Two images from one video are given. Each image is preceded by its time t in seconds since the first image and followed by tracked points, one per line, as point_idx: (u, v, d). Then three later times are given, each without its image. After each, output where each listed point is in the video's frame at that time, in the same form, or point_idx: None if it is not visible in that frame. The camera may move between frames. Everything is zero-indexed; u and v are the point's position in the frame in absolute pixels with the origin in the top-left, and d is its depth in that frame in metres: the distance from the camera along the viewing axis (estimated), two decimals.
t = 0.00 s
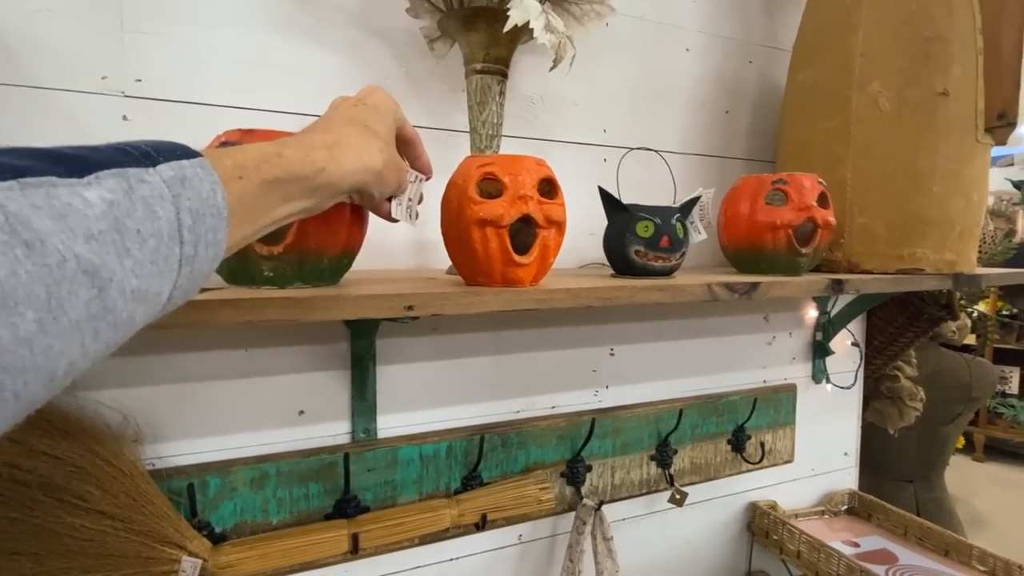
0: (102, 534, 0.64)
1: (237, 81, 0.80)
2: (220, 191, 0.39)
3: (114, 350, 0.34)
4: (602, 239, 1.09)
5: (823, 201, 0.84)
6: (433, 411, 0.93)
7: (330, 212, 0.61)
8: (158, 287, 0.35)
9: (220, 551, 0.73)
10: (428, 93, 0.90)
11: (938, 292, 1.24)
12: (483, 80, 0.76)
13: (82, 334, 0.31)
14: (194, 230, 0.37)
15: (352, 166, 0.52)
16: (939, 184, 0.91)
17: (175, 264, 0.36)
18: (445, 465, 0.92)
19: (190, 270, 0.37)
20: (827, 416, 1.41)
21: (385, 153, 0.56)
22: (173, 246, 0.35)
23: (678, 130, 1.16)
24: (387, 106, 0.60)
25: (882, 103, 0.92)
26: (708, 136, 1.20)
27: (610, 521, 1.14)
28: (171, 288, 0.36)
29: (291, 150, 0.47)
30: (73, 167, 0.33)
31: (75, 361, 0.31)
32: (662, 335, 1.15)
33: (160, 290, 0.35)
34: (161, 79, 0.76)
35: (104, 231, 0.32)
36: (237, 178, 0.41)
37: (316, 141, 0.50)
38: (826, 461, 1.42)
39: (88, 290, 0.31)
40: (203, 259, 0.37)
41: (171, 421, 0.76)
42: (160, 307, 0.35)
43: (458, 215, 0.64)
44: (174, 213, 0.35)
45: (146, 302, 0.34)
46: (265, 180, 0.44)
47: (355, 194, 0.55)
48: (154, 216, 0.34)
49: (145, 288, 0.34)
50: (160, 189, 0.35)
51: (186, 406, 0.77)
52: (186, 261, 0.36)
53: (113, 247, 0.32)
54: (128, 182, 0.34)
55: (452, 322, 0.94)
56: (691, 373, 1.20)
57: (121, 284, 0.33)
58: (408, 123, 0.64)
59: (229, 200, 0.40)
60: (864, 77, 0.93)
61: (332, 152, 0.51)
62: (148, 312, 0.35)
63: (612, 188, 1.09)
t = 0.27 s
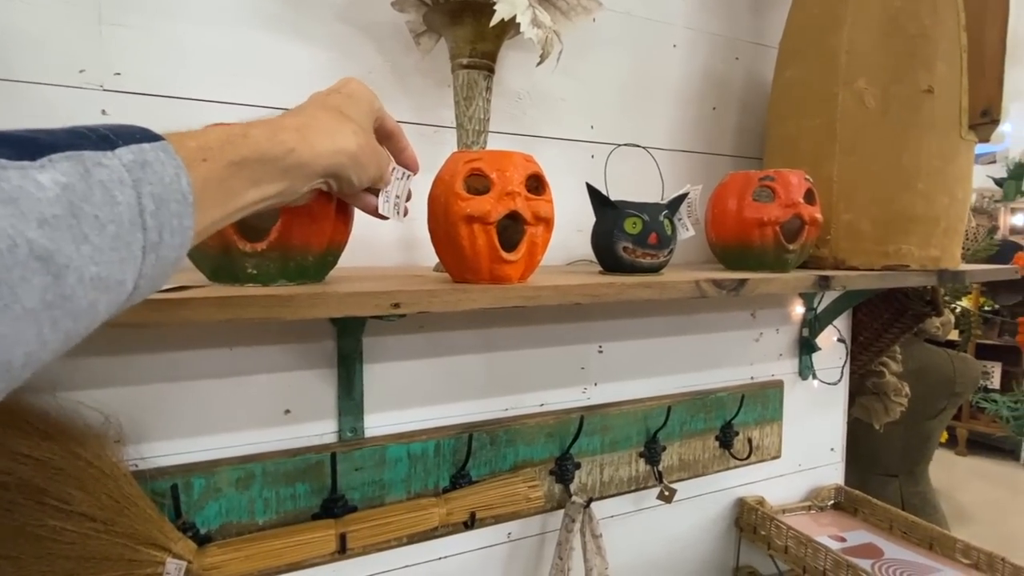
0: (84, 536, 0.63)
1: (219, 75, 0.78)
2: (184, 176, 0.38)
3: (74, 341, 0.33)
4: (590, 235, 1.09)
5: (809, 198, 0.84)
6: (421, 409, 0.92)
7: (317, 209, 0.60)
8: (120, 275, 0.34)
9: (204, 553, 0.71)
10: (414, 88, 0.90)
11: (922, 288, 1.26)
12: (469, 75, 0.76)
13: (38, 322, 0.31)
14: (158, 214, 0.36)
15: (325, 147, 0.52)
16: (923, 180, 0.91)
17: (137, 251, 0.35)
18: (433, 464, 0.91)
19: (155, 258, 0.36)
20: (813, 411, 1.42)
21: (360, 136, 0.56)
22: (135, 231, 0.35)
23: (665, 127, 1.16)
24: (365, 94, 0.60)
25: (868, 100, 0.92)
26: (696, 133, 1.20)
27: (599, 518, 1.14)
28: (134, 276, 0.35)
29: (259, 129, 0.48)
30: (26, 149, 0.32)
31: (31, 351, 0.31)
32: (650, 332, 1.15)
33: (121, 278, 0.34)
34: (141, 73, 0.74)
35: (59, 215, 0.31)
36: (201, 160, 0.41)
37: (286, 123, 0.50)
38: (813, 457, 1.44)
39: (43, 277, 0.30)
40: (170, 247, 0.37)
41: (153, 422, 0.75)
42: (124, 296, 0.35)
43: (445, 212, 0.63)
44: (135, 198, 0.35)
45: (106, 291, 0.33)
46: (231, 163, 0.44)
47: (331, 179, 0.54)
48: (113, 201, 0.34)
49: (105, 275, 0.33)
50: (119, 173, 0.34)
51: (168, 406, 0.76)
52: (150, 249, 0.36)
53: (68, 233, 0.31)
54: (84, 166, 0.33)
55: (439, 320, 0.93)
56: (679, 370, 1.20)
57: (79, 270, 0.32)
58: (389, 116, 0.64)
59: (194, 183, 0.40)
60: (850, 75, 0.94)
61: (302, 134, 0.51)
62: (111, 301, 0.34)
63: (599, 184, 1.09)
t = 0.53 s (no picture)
0: (47, 543, 0.61)
1: (188, 66, 0.76)
2: (131, 161, 0.38)
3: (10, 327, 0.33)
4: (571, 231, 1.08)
5: (789, 193, 0.84)
6: (400, 408, 0.91)
7: (285, 203, 0.58)
8: (61, 263, 0.34)
9: (175, 558, 0.70)
10: (391, 82, 0.88)
11: (898, 283, 1.27)
12: (447, 68, 0.74)
13: None
14: (101, 199, 0.36)
15: (289, 135, 0.50)
16: (900, 176, 0.92)
17: (76, 236, 0.35)
18: (412, 463, 0.90)
19: (96, 243, 0.36)
20: (792, 405, 1.43)
21: (327, 125, 0.54)
22: (74, 217, 0.34)
23: (646, 123, 1.16)
24: (338, 82, 0.58)
25: (846, 96, 0.93)
26: (676, 128, 1.20)
27: (581, 515, 1.14)
28: (74, 262, 0.35)
29: (219, 114, 0.47)
30: None
31: None
32: (631, 328, 1.15)
33: (59, 264, 0.34)
34: (105, 64, 0.72)
35: None
36: (152, 143, 0.41)
37: (250, 109, 0.49)
38: (793, 451, 1.45)
39: None
40: (112, 233, 0.37)
41: (120, 424, 0.73)
42: (61, 282, 0.35)
43: (421, 207, 0.62)
44: (77, 182, 0.34)
45: (45, 277, 0.33)
46: (186, 147, 0.43)
47: (293, 167, 0.53)
48: (54, 185, 0.33)
49: (42, 261, 0.33)
50: (58, 154, 0.34)
51: (136, 408, 0.73)
52: (90, 235, 0.36)
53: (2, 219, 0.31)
54: (22, 146, 0.32)
55: (418, 317, 0.91)
56: (660, 366, 1.20)
57: (12, 255, 0.31)
58: (364, 107, 0.62)
59: (143, 169, 0.40)
60: (828, 71, 0.94)
61: (266, 120, 0.49)
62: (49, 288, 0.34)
63: (580, 180, 1.08)
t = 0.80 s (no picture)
0: None
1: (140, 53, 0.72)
2: (183, 114, 0.37)
3: (57, 280, 0.33)
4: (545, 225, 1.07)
5: (760, 187, 0.83)
6: (369, 407, 0.88)
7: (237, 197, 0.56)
8: (106, 214, 0.34)
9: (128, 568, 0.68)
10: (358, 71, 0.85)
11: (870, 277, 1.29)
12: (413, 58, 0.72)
13: (12, 261, 0.31)
14: (149, 153, 0.35)
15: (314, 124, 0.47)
16: (870, 170, 0.92)
17: (124, 192, 0.35)
18: (382, 463, 0.87)
19: (142, 201, 0.36)
20: (767, 398, 1.44)
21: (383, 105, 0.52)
22: (122, 171, 0.34)
23: (621, 116, 1.14)
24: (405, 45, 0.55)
25: (817, 91, 0.92)
26: (652, 122, 1.19)
27: (557, 511, 1.13)
28: (119, 216, 0.35)
29: (266, 90, 0.44)
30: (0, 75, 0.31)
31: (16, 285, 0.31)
32: (606, 322, 1.14)
33: (106, 220, 0.34)
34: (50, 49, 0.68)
35: (36, 147, 0.31)
36: (206, 113, 0.39)
37: (299, 84, 0.46)
38: (767, 443, 1.46)
39: (22, 215, 0.31)
40: (157, 187, 0.36)
41: (70, 428, 0.70)
42: (107, 238, 0.35)
43: (381, 198, 0.60)
44: (126, 137, 0.34)
45: (90, 230, 0.33)
46: (245, 120, 0.42)
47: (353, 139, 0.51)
48: (102, 138, 0.33)
49: (88, 216, 0.33)
50: (107, 107, 0.34)
51: (87, 410, 0.70)
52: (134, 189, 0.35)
53: (52, 169, 0.32)
54: (68, 96, 0.33)
55: (388, 314, 0.89)
56: (635, 361, 1.19)
57: (62, 209, 0.32)
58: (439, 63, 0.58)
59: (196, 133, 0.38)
60: (800, 65, 0.93)
61: (322, 95, 0.47)
62: (94, 241, 0.34)
63: (554, 173, 1.06)
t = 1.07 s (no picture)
0: None
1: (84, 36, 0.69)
2: (389, 146, 0.36)
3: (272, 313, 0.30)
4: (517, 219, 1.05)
5: (727, 180, 0.83)
6: (335, 406, 0.86)
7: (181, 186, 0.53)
8: (325, 238, 0.32)
9: None
10: (319, 59, 0.83)
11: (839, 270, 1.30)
12: (372, 43, 0.69)
13: (267, 281, 0.29)
14: (362, 183, 0.34)
15: (478, 157, 0.51)
16: (836, 164, 0.92)
17: (347, 216, 0.33)
18: (348, 463, 0.85)
19: (356, 225, 0.34)
20: (740, 391, 1.45)
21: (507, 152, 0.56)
22: (347, 198, 0.33)
23: (594, 108, 1.13)
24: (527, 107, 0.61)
25: (785, 84, 0.92)
26: (624, 114, 1.18)
27: (529, 507, 1.12)
28: (337, 238, 0.32)
29: (451, 127, 0.47)
30: (275, 109, 0.32)
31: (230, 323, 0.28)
32: (579, 317, 1.14)
33: (334, 240, 0.32)
34: None
35: (301, 174, 0.30)
36: (407, 142, 0.40)
37: (464, 123, 0.49)
38: (740, 435, 1.47)
39: (284, 235, 0.29)
40: (370, 216, 0.35)
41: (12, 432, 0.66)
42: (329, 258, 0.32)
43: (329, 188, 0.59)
44: (354, 165, 0.33)
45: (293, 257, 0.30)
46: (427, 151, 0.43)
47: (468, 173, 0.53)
48: (342, 166, 0.32)
49: (327, 239, 0.32)
50: (345, 138, 0.33)
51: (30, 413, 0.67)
52: (358, 214, 0.34)
53: (309, 194, 0.30)
54: (323, 129, 0.32)
55: (353, 309, 0.87)
56: (609, 355, 1.19)
57: (309, 231, 0.30)
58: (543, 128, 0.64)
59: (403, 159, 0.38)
60: (769, 58, 0.93)
61: (476, 136, 0.51)
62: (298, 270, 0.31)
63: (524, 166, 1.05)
